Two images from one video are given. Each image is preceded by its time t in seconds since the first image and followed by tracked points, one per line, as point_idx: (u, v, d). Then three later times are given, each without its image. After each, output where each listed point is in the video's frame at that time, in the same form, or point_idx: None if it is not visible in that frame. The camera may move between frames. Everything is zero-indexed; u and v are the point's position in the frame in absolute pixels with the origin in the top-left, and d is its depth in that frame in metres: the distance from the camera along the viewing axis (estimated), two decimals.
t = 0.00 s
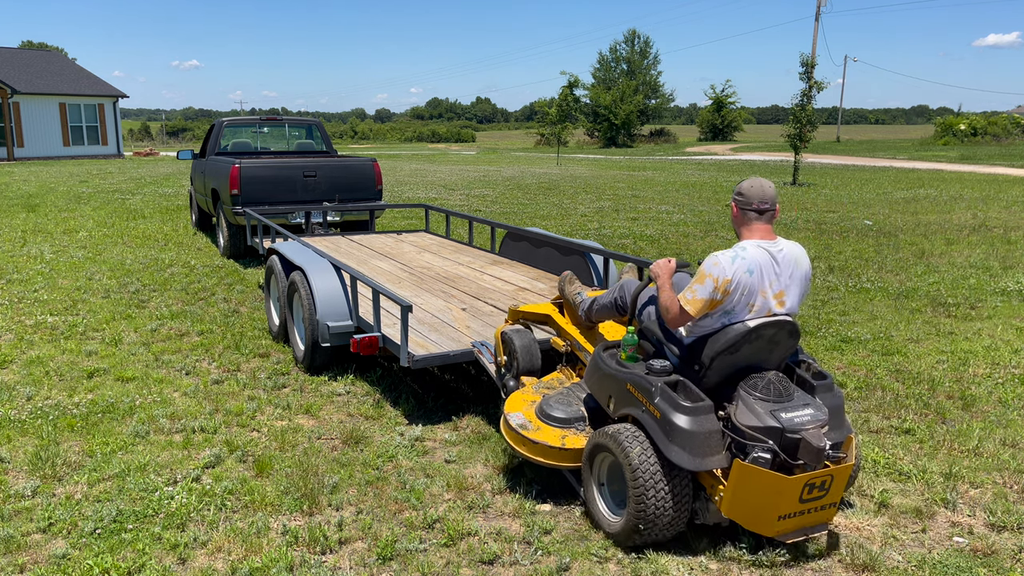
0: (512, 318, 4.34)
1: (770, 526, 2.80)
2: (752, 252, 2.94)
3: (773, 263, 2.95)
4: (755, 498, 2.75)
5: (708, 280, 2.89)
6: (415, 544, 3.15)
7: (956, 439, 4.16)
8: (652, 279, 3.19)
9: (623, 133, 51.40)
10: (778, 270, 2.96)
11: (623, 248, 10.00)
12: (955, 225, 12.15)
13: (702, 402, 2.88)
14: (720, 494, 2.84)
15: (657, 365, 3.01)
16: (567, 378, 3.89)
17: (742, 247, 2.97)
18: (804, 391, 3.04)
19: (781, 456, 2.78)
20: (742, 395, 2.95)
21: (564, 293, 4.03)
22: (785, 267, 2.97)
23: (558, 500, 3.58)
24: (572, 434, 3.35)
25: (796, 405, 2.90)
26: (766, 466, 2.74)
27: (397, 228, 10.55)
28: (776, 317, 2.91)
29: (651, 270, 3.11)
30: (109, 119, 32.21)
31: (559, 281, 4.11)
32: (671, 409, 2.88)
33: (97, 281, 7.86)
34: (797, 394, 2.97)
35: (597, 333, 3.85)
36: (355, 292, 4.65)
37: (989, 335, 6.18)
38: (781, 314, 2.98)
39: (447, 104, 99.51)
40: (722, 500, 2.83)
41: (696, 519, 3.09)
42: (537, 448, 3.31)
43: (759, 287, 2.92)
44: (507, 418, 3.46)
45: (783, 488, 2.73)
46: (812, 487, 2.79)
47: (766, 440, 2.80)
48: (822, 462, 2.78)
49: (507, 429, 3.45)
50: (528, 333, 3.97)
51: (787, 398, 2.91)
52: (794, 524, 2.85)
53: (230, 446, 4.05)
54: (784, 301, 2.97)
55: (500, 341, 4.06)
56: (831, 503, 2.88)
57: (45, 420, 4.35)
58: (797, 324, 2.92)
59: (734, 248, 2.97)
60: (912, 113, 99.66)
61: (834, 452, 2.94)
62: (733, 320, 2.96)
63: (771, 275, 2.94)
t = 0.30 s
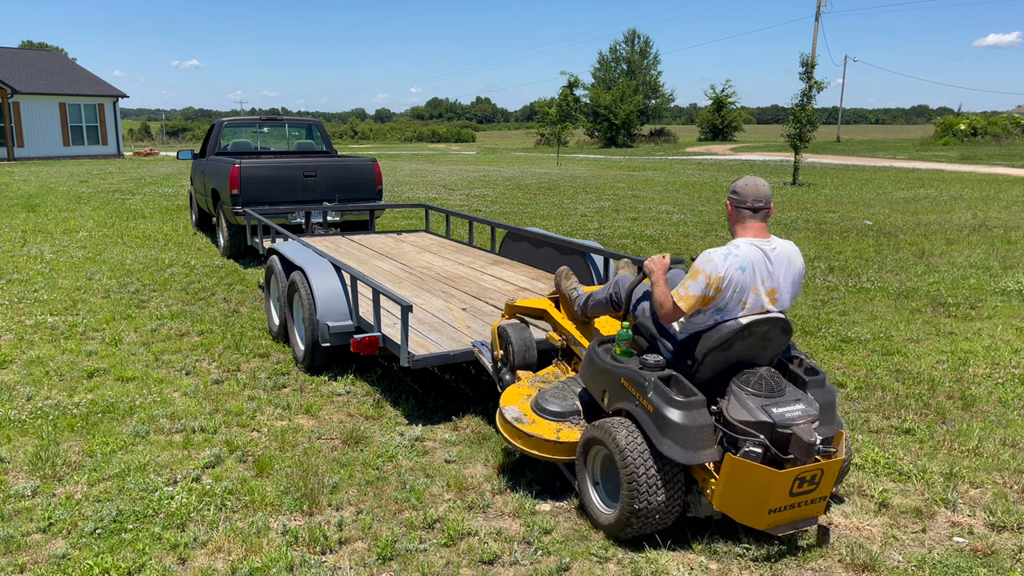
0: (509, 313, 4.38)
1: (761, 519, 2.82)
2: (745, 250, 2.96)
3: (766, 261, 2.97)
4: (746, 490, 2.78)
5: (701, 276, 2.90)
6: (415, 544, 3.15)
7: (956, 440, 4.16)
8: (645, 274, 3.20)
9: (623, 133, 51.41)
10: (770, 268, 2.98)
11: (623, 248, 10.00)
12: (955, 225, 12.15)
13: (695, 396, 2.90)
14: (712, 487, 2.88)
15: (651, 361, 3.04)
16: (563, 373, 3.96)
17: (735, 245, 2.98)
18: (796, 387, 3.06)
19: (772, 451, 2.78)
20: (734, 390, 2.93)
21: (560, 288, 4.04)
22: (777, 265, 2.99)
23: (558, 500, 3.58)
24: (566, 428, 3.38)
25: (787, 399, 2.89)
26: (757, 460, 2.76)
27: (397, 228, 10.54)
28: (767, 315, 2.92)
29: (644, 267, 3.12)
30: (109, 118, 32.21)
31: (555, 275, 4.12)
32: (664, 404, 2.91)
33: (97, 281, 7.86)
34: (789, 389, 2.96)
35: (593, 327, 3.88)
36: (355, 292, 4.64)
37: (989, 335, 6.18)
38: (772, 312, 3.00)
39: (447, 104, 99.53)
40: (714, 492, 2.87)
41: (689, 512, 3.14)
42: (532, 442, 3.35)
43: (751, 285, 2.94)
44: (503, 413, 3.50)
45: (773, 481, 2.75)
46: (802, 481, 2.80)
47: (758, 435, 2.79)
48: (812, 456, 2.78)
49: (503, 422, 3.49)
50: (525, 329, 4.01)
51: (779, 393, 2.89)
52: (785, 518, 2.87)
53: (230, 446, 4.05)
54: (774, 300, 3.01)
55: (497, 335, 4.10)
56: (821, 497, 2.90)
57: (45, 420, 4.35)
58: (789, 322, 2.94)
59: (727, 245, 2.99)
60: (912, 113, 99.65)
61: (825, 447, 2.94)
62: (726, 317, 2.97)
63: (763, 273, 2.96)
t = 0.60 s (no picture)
0: (504, 307, 4.42)
1: (750, 506, 2.89)
2: (735, 243, 3.01)
3: (756, 254, 3.01)
4: (735, 478, 2.85)
5: (692, 269, 2.94)
6: (415, 544, 3.15)
7: (955, 439, 4.17)
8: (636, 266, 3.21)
9: (623, 133, 51.41)
10: (760, 260, 3.03)
11: (623, 248, 10.00)
12: (955, 225, 12.15)
13: (684, 386, 2.96)
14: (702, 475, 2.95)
15: (641, 352, 3.09)
16: (556, 367, 3.96)
17: (726, 238, 3.03)
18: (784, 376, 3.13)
19: (760, 439, 2.85)
20: (723, 380, 3.01)
21: (553, 284, 4.01)
22: (767, 258, 3.03)
23: (558, 499, 3.59)
24: (559, 420, 3.43)
25: (775, 389, 2.97)
26: (746, 449, 2.83)
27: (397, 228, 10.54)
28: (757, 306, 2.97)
29: (635, 259, 3.12)
30: (109, 119, 32.22)
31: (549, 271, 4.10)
32: (654, 394, 2.96)
33: (97, 281, 7.86)
34: (777, 379, 3.04)
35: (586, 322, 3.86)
36: (355, 292, 4.64)
37: (989, 335, 6.18)
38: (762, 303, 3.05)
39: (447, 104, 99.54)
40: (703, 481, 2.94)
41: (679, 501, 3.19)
42: (525, 433, 3.41)
43: (741, 278, 2.99)
44: (496, 405, 3.55)
45: (762, 469, 2.82)
46: (790, 469, 2.88)
47: (746, 424, 2.87)
48: (800, 445, 2.86)
49: (497, 414, 3.54)
50: (518, 323, 4.07)
51: (768, 382, 2.97)
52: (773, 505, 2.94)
53: (230, 446, 4.05)
54: (764, 292, 3.05)
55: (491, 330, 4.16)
56: (809, 485, 2.97)
57: (45, 420, 4.35)
58: (778, 313, 2.99)
59: (718, 238, 3.02)
60: (912, 113, 99.62)
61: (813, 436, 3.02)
62: (716, 308, 3.03)
63: (754, 266, 3.01)
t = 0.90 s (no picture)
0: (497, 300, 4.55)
1: (736, 493, 2.99)
2: (721, 234, 3.12)
3: (741, 243, 3.13)
4: (722, 465, 2.94)
5: (678, 259, 3.06)
6: (415, 544, 3.15)
7: (955, 439, 4.16)
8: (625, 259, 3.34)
9: (623, 133, 51.38)
10: (745, 250, 3.14)
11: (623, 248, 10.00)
12: (955, 225, 12.15)
13: (672, 375, 3.06)
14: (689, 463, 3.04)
15: (630, 342, 3.18)
16: (548, 357, 4.07)
17: (712, 229, 3.14)
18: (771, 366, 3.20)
19: (746, 426, 2.94)
20: (710, 368, 3.09)
21: (545, 276, 4.17)
22: (751, 247, 3.15)
23: (557, 499, 3.59)
24: (551, 410, 3.50)
25: (761, 377, 3.04)
26: (733, 436, 2.91)
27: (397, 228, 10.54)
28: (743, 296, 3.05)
29: (624, 251, 3.25)
30: (109, 119, 32.22)
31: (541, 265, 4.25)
32: (643, 383, 3.06)
33: (97, 281, 7.86)
34: (763, 368, 3.11)
35: (578, 313, 4.02)
36: (355, 293, 4.64)
37: (989, 335, 6.18)
38: (748, 293, 3.16)
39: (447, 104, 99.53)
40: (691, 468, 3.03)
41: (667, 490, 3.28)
42: (517, 423, 3.46)
43: (727, 267, 3.10)
44: (489, 395, 3.60)
45: (748, 456, 2.91)
46: (775, 456, 2.96)
47: (732, 412, 2.95)
48: (785, 432, 2.94)
49: (489, 404, 3.59)
50: (511, 315, 4.18)
51: (754, 371, 3.04)
52: (759, 492, 3.03)
53: (230, 446, 4.05)
54: (750, 281, 3.16)
55: (485, 323, 4.27)
56: (794, 472, 3.06)
57: (45, 420, 4.35)
58: (764, 302, 3.08)
59: (704, 229, 3.14)
60: (912, 113, 99.63)
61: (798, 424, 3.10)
62: (703, 297, 3.14)
63: (739, 255, 3.12)
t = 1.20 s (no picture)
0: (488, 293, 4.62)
1: (720, 479, 3.06)
2: (706, 226, 3.19)
3: (725, 236, 3.20)
4: (706, 451, 3.01)
5: (664, 251, 3.11)
6: (415, 544, 3.15)
7: (955, 439, 4.16)
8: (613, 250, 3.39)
9: (623, 133, 51.39)
10: (729, 242, 3.21)
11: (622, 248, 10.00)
12: (955, 225, 12.15)
13: (658, 363, 3.12)
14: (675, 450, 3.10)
15: (618, 332, 3.26)
16: (538, 349, 4.16)
17: (697, 222, 3.21)
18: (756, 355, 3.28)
19: (729, 413, 3.01)
20: (696, 357, 3.17)
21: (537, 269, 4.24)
22: (736, 239, 3.22)
23: (557, 500, 3.59)
24: (541, 399, 3.59)
25: (745, 365, 3.13)
26: (716, 423, 2.98)
27: (397, 228, 10.53)
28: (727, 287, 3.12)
29: (612, 243, 3.30)
30: (109, 119, 32.23)
31: (533, 257, 4.33)
32: (629, 370, 3.12)
33: (97, 281, 7.86)
34: (747, 356, 3.20)
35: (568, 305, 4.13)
36: (355, 293, 4.64)
37: (989, 335, 6.18)
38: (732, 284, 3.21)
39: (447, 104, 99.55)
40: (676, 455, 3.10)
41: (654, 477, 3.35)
42: (508, 411, 3.54)
43: (711, 259, 3.16)
44: (480, 384, 3.68)
45: (731, 443, 2.98)
46: (758, 442, 3.03)
47: (716, 399, 3.03)
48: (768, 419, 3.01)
49: (480, 393, 3.67)
50: (503, 307, 4.23)
51: (737, 360, 3.13)
52: (743, 477, 3.10)
53: (230, 446, 4.05)
54: (734, 274, 3.22)
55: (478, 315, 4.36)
56: (777, 458, 3.14)
57: (45, 420, 4.35)
58: (747, 294, 3.15)
59: (689, 222, 3.21)
60: (912, 113, 99.65)
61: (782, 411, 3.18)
62: (688, 288, 3.20)
63: (723, 248, 3.19)
